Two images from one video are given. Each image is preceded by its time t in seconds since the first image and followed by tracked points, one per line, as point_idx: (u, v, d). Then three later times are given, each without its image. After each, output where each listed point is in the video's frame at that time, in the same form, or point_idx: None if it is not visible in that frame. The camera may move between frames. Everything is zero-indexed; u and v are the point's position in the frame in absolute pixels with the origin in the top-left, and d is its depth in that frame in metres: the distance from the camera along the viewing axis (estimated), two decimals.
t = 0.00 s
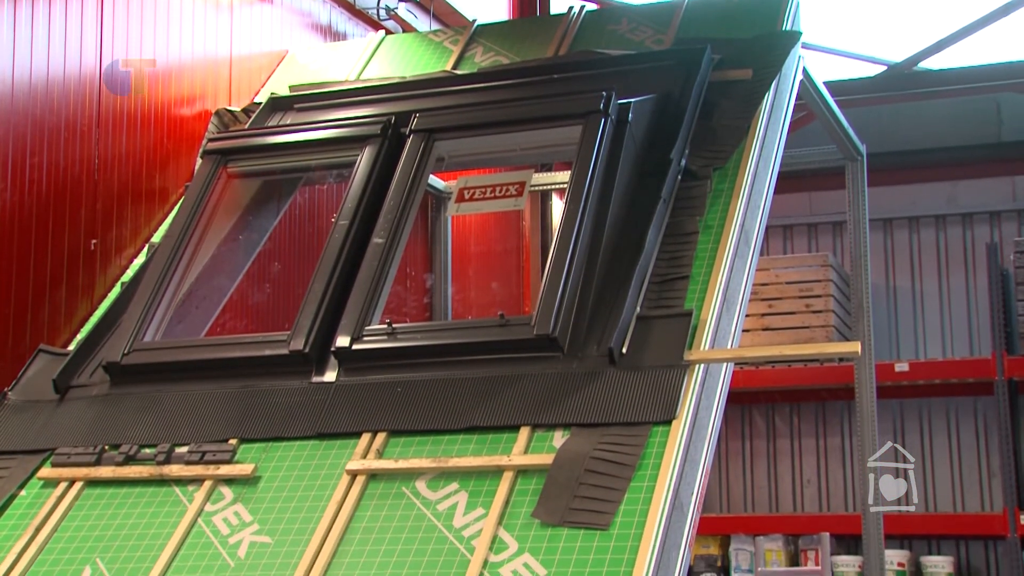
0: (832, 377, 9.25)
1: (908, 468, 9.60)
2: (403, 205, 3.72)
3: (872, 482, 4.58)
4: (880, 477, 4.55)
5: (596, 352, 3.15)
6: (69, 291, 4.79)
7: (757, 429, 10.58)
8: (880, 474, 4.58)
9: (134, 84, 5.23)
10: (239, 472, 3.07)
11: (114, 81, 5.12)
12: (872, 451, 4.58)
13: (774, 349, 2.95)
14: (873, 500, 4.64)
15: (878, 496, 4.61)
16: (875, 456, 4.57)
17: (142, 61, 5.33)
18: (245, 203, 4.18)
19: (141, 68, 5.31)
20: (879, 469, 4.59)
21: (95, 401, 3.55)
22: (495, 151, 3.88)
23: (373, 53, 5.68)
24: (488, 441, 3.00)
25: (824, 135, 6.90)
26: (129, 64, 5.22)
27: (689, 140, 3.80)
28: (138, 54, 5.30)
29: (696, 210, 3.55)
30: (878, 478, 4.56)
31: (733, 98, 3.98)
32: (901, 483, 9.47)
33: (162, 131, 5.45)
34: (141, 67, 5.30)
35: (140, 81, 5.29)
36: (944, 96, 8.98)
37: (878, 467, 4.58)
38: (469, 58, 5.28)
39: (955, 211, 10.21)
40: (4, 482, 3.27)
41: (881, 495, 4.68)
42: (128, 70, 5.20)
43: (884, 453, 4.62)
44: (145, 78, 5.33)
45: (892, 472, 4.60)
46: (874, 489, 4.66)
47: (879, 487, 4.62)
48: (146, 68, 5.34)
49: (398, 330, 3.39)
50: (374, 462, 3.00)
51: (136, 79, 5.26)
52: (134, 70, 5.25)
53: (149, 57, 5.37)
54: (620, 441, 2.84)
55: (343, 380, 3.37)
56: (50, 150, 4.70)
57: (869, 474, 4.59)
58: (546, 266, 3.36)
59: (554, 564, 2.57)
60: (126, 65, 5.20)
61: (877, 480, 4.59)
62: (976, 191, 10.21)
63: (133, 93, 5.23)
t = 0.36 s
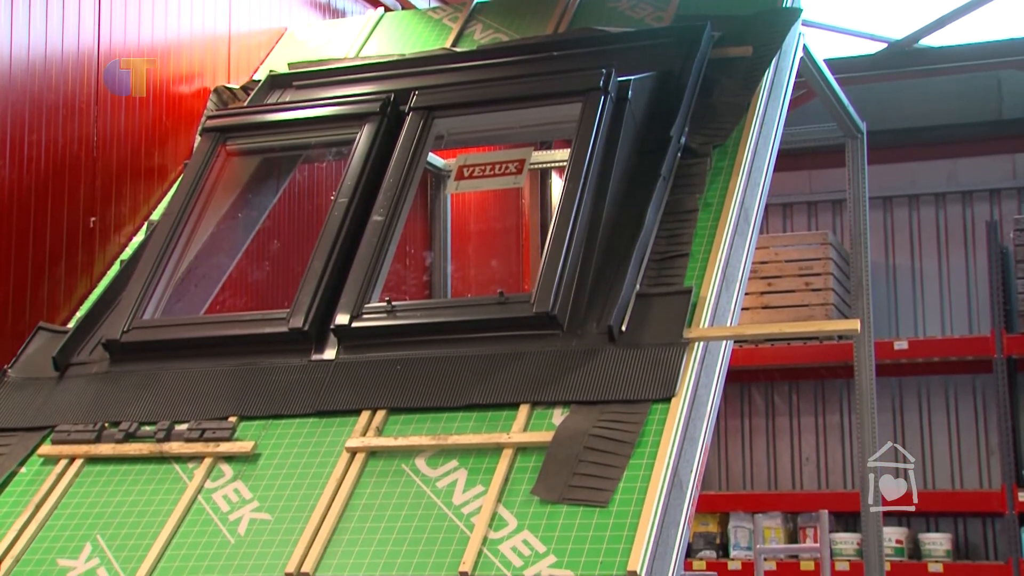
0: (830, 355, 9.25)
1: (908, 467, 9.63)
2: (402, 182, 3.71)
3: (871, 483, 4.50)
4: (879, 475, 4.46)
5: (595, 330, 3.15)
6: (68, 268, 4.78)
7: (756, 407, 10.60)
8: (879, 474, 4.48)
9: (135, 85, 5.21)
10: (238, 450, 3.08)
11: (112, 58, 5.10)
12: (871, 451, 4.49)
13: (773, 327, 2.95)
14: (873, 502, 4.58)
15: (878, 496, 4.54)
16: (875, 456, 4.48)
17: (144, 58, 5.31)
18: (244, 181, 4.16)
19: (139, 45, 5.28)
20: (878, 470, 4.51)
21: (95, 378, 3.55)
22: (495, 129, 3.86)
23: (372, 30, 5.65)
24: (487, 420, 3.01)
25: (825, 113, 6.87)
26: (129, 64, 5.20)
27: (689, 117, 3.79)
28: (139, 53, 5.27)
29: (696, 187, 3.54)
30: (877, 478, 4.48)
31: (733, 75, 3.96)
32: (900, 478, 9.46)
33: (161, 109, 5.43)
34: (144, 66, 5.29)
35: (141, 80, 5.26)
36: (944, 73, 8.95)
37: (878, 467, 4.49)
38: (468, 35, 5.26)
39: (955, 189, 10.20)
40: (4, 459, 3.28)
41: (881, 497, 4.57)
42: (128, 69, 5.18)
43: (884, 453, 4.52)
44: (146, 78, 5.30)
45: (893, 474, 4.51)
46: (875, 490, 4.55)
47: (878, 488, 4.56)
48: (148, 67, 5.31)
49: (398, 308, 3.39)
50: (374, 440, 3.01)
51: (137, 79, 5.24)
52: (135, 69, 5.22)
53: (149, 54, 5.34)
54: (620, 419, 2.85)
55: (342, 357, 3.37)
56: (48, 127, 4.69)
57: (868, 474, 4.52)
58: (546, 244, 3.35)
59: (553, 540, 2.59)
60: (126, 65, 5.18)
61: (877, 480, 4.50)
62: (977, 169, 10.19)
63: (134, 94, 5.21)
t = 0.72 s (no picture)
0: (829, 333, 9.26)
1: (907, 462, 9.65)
2: (402, 158, 3.70)
3: (871, 482, 4.40)
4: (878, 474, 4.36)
5: (595, 307, 3.16)
6: (67, 246, 4.76)
7: (755, 383, 10.62)
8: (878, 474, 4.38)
9: (135, 85, 5.18)
10: (239, 427, 3.08)
11: (110, 34, 5.07)
12: (871, 451, 4.40)
13: (773, 303, 2.96)
14: (873, 501, 4.40)
15: (878, 496, 4.37)
16: (875, 456, 4.40)
17: (144, 58, 5.28)
18: (244, 157, 4.14)
19: (137, 21, 5.24)
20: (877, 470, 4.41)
21: (94, 354, 3.55)
22: (495, 105, 3.84)
23: (371, 7, 5.62)
24: (486, 396, 3.02)
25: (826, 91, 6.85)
26: (129, 63, 5.18)
27: (689, 94, 3.77)
28: (139, 54, 5.24)
29: (696, 164, 3.53)
30: (877, 477, 4.40)
31: (734, 51, 3.94)
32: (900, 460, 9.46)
33: (161, 85, 5.40)
34: (145, 67, 5.25)
35: (141, 82, 5.22)
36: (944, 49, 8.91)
37: (876, 465, 4.40)
38: (468, 12, 5.24)
39: (955, 166, 10.18)
40: (5, 435, 3.28)
41: (881, 496, 4.42)
42: (128, 69, 5.16)
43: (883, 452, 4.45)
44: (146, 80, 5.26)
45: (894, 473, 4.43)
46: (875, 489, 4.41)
47: (877, 488, 4.42)
48: (149, 67, 5.28)
49: (397, 285, 3.38)
50: (373, 416, 3.02)
51: (137, 79, 5.21)
52: (135, 70, 5.19)
53: (149, 54, 5.30)
54: (620, 395, 2.87)
55: (341, 333, 3.37)
56: (46, 102, 4.67)
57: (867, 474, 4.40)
58: (545, 221, 3.34)
59: (552, 516, 2.61)
60: (125, 64, 5.15)
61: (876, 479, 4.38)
62: (977, 145, 10.17)
63: (133, 95, 5.18)
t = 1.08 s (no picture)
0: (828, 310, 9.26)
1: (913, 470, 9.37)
2: (402, 133, 3.69)
3: (871, 482, 4.21)
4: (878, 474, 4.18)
5: (595, 283, 3.15)
6: (65, 222, 4.76)
7: (755, 360, 10.63)
8: (877, 473, 4.21)
9: (135, 85, 5.17)
10: (239, 403, 3.09)
11: (109, 9, 5.03)
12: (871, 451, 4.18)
13: (772, 280, 2.99)
14: (872, 500, 4.22)
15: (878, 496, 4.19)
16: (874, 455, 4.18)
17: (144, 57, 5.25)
18: (243, 134, 4.12)
19: None
20: (877, 470, 4.23)
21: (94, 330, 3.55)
22: (494, 80, 3.82)
23: None
24: (486, 372, 3.03)
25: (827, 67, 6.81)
26: (129, 63, 5.16)
27: (688, 69, 3.75)
28: (138, 53, 5.22)
29: (696, 139, 3.51)
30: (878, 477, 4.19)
31: (734, 26, 3.91)
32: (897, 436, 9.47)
33: (159, 60, 5.38)
34: (145, 66, 5.23)
35: (141, 82, 5.22)
36: (947, 25, 8.87)
37: (876, 465, 4.22)
38: None
39: (956, 142, 10.15)
40: (5, 411, 3.28)
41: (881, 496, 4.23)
42: (128, 69, 5.14)
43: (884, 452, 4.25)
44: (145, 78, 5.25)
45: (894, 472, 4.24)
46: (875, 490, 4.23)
47: (876, 488, 4.23)
48: (149, 67, 5.26)
49: (397, 261, 3.38)
50: (373, 392, 3.03)
51: (137, 79, 5.20)
52: (135, 70, 5.18)
53: (149, 53, 5.27)
54: (619, 371, 2.88)
55: (341, 310, 3.37)
56: (45, 78, 4.64)
57: (867, 474, 4.22)
58: (545, 197, 3.33)
59: (552, 492, 2.62)
60: (125, 64, 5.13)
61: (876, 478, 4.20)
62: (977, 122, 10.13)
63: (133, 95, 5.19)
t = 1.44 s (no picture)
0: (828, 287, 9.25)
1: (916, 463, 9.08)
2: (402, 109, 3.68)
3: (871, 482, 4.24)
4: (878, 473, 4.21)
5: (595, 260, 3.15)
6: (65, 199, 4.76)
7: (755, 337, 10.64)
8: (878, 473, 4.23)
9: (135, 85, 5.19)
10: (239, 379, 3.10)
11: None
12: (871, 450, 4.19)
13: (770, 259, 3.02)
14: (872, 500, 4.24)
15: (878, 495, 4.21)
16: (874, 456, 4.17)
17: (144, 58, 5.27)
18: (242, 111, 4.09)
19: None
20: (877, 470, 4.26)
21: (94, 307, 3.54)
22: (494, 57, 3.78)
23: None
24: (486, 349, 3.03)
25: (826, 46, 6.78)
26: (129, 64, 5.17)
27: (688, 47, 3.75)
28: (138, 54, 5.24)
29: (696, 116, 3.50)
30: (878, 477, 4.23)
31: (734, 4, 3.90)
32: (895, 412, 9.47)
33: (158, 37, 5.37)
34: (145, 66, 5.25)
35: (141, 82, 5.24)
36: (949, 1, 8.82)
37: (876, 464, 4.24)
38: None
39: (957, 119, 10.11)
40: (5, 388, 3.28)
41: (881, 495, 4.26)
42: (128, 69, 5.15)
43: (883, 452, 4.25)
44: (145, 78, 5.27)
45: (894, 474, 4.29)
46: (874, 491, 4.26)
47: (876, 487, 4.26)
48: (148, 67, 5.28)
49: (396, 238, 3.37)
50: (373, 369, 3.03)
51: (137, 79, 5.21)
52: (135, 71, 5.19)
53: (149, 43, 5.29)
54: (619, 348, 2.89)
55: (340, 287, 3.36)
56: (44, 54, 4.62)
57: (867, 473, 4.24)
58: (545, 173, 3.32)
59: (551, 469, 2.64)
60: (126, 65, 5.15)
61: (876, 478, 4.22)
62: (978, 99, 10.10)
63: (133, 95, 5.20)
